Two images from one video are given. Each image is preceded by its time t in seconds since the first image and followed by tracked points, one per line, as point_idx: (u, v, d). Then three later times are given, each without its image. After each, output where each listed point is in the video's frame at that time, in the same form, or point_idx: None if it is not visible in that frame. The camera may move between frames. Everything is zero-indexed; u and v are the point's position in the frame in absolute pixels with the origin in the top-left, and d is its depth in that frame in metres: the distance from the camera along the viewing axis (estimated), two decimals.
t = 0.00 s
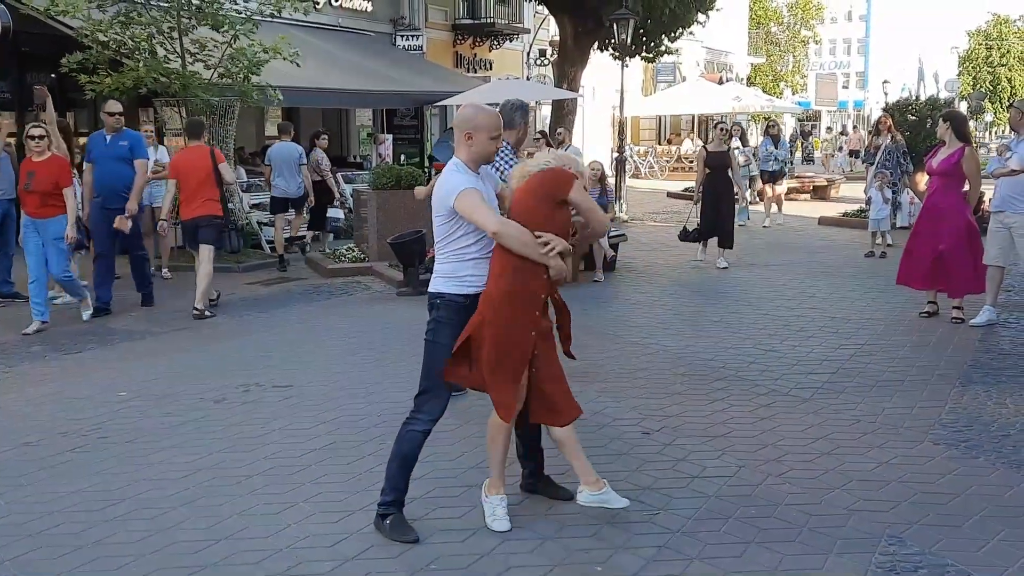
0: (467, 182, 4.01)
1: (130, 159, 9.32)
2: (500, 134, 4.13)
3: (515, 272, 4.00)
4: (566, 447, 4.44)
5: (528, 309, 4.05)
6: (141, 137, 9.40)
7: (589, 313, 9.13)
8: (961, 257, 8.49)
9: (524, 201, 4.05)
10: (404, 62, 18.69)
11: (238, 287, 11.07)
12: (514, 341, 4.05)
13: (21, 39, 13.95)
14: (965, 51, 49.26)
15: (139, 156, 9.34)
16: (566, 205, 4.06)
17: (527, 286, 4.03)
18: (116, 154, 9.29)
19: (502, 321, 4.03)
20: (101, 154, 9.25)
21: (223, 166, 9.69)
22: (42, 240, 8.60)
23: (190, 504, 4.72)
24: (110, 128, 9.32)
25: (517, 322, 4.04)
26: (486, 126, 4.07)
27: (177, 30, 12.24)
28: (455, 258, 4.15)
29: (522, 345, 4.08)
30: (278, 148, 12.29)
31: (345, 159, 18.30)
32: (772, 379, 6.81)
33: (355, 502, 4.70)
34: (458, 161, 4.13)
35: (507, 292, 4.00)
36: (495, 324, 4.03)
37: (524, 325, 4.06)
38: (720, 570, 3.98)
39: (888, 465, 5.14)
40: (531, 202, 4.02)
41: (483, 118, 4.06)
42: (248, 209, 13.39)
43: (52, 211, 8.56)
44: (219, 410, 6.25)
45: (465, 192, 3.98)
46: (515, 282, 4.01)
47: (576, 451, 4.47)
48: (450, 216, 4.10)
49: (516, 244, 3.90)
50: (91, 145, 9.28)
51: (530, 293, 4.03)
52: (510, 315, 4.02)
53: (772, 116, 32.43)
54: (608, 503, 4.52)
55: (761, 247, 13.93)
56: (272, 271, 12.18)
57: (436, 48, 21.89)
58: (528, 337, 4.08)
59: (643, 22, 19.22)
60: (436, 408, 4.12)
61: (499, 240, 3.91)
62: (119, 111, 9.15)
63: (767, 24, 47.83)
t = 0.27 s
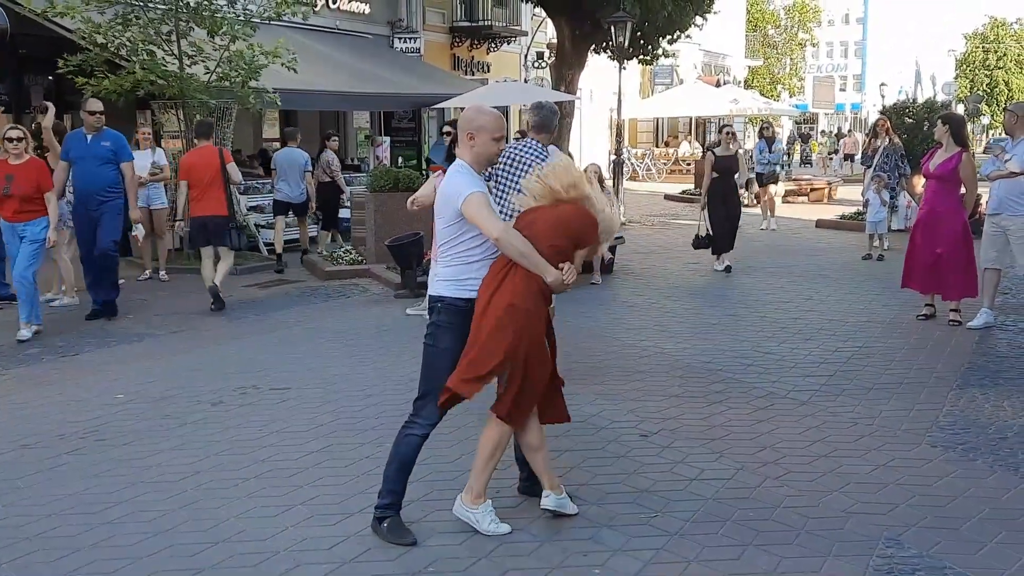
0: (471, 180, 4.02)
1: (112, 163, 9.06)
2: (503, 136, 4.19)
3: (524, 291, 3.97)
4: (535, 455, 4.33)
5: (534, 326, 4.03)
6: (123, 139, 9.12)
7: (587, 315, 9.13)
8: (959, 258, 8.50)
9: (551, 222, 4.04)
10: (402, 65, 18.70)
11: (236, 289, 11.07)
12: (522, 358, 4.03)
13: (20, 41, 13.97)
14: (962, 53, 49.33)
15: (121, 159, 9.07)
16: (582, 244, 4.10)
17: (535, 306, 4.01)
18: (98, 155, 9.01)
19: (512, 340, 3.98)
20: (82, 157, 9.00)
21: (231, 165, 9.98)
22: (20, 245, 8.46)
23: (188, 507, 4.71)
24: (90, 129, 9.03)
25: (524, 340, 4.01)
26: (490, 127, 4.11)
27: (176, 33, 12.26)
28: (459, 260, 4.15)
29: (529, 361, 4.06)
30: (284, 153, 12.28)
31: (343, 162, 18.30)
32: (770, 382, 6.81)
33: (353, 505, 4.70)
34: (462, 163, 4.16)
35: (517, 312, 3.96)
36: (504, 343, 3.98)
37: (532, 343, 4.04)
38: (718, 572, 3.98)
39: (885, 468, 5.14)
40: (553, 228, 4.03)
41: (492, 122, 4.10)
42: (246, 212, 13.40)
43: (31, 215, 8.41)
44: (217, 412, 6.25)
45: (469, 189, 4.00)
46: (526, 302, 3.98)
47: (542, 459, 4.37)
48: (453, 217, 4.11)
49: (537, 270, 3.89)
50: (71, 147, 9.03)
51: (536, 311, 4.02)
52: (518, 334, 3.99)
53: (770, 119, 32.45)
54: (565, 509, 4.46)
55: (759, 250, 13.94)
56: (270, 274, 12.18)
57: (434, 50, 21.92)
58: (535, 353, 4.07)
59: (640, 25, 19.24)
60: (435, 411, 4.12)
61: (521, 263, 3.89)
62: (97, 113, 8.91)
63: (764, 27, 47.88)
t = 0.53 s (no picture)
0: (473, 185, 4.02)
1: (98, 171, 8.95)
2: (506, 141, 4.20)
3: (518, 298, 3.99)
4: (528, 459, 4.34)
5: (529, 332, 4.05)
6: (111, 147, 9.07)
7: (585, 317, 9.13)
8: (953, 261, 8.52)
9: (542, 235, 4.13)
10: (400, 67, 18.70)
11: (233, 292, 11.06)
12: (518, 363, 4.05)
13: (18, 43, 13.96)
14: (959, 56, 49.39)
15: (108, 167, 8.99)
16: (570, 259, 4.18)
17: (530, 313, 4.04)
18: (84, 163, 8.91)
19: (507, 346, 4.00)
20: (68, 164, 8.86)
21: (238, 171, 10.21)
22: None
23: (185, 509, 4.71)
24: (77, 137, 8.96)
25: (519, 346, 4.03)
26: (493, 131, 4.12)
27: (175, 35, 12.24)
28: (462, 263, 4.14)
29: (523, 366, 4.08)
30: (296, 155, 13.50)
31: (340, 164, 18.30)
32: (767, 384, 6.81)
33: (350, 507, 4.70)
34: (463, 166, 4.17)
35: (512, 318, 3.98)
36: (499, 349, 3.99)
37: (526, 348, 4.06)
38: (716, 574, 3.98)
39: (882, 470, 5.14)
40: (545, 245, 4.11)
41: (497, 128, 4.12)
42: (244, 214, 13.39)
43: (9, 222, 8.06)
44: (214, 414, 6.24)
45: (471, 193, 4.00)
46: (520, 310, 3.99)
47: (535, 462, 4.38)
48: (456, 219, 4.10)
49: (531, 279, 3.92)
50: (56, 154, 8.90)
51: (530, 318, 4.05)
52: (513, 340, 4.00)
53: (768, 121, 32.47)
54: (562, 512, 4.46)
55: (756, 252, 13.95)
56: (268, 276, 12.18)
57: (432, 53, 21.91)
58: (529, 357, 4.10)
59: (638, 28, 19.25)
60: (437, 414, 4.11)
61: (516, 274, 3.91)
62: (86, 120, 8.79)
63: (762, 29, 47.89)
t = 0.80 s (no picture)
0: (462, 186, 4.02)
1: (82, 168, 8.58)
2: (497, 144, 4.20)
3: (504, 300, 3.98)
4: (522, 461, 4.35)
5: (517, 334, 4.05)
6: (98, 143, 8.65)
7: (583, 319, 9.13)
8: (949, 261, 8.52)
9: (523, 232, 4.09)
10: (398, 68, 18.71)
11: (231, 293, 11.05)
12: (506, 364, 4.06)
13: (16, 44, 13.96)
14: (957, 58, 49.43)
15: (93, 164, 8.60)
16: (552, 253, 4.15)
17: (517, 315, 4.03)
18: (68, 161, 8.55)
19: (494, 347, 4.01)
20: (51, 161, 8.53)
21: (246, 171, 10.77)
22: None
23: (182, 510, 4.70)
24: (62, 133, 8.58)
25: (507, 348, 4.04)
26: (484, 134, 4.13)
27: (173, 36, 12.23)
28: (453, 265, 4.14)
29: (513, 367, 4.09)
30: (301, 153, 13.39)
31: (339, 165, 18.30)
32: (765, 386, 6.82)
33: (347, 507, 4.70)
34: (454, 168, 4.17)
35: (499, 320, 3.98)
36: (487, 350, 4.00)
37: (514, 349, 4.06)
38: None
39: (879, 471, 5.15)
40: (527, 243, 4.07)
41: (487, 130, 4.13)
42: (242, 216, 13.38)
43: None
44: (211, 415, 6.24)
45: (459, 194, 4.00)
46: (507, 312, 3.99)
47: (530, 464, 4.38)
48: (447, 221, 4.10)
49: (514, 281, 3.91)
50: (41, 150, 8.56)
51: (518, 320, 4.04)
52: (501, 341, 4.01)
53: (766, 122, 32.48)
54: (558, 514, 4.46)
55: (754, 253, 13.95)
56: (266, 277, 12.17)
57: (430, 54, 21.91)
58: (518, 358, 4.10)
59: (636, 29, 19.26)
60: (431, 415, 4.12)
61: (499, 275, 3.90)
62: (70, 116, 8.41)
63: (761, 30, 47.94)
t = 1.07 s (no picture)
0: (449, 188, 4.02)
1: (66, 169, 8.28)
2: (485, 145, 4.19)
3: (490, 298, 3.98)
4: (520, 461, 4.36)
5: (506, 331, 4.05)
6: (81, 142, 8.33)
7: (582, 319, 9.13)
8: (947, 261, 8.53)
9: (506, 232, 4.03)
10: (397, 69, 18.72)
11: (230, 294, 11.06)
12: (499, 362, 4.05)
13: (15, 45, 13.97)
14: (956, 58, 49.46)
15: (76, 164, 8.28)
16: (537, 245, 4.07)
17: (504, 312, 4.03)
18: (51, 163, 8.26)
19: (485, 346, 4.01)
20: (35, 163, 8.25)
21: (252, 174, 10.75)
22: None
23: (181, 511, 4.70)
24: (44, 134, 8.28)
25: (497, 346, 4.03)
26: (472, 135, 4.12)
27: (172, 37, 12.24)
28: (447, 266, 4.16)
29: (506, 364, 4.08)
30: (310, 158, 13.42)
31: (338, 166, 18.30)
32: (764, 386, 6.82)
33: (346, 508, 4.70)
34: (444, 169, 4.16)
35: (487, 317, 3.98)
36: (478, 349, 4.00)
37: (505, 347, 4.06)
38: None
39: (877, 471, 5.15)
40: (509, 240, 4.01)
41: (472, 129, 4.11)
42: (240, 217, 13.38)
43: None
44: (210, 416, 6.24)
45: (444, 196, 3.99)
46: (494, 309, 3.99)
47: (527, 464, 4.39)
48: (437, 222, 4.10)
49: (497, 283, 3.88)
50: (25, 153, 8.29)
51: (506, 317, 4.04)
52: (490, 340, 4.01)
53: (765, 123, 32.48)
54: (558, 514, 4.46)
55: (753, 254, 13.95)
56: (265, 278, 12.17)
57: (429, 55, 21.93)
58: (511, 356, 4.10)
59: (635, 30, 19.27)
60: (429, 416, 4.11)
61: (480, 276, 3.88)
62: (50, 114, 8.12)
63: (760, 31, 47.94)
